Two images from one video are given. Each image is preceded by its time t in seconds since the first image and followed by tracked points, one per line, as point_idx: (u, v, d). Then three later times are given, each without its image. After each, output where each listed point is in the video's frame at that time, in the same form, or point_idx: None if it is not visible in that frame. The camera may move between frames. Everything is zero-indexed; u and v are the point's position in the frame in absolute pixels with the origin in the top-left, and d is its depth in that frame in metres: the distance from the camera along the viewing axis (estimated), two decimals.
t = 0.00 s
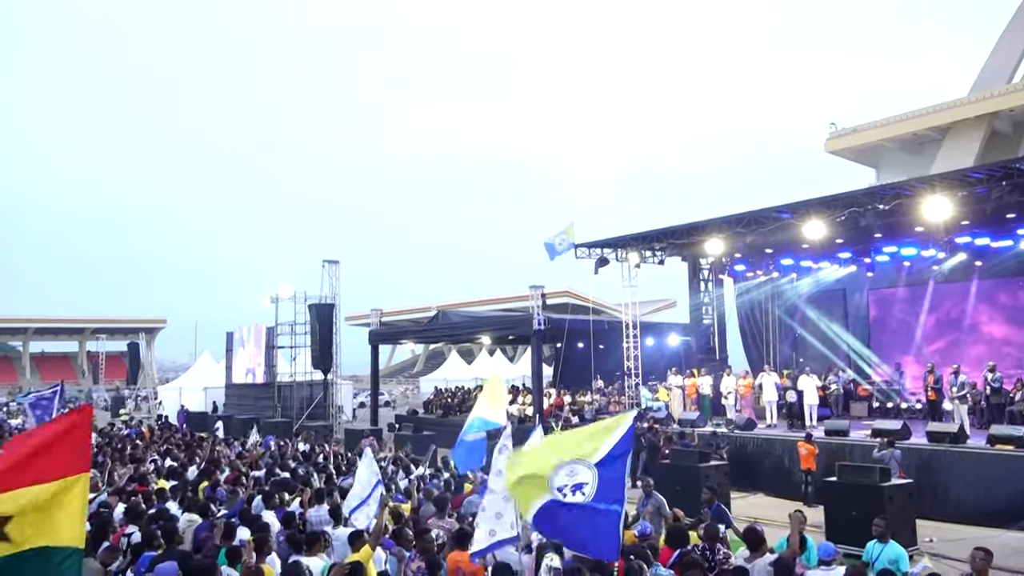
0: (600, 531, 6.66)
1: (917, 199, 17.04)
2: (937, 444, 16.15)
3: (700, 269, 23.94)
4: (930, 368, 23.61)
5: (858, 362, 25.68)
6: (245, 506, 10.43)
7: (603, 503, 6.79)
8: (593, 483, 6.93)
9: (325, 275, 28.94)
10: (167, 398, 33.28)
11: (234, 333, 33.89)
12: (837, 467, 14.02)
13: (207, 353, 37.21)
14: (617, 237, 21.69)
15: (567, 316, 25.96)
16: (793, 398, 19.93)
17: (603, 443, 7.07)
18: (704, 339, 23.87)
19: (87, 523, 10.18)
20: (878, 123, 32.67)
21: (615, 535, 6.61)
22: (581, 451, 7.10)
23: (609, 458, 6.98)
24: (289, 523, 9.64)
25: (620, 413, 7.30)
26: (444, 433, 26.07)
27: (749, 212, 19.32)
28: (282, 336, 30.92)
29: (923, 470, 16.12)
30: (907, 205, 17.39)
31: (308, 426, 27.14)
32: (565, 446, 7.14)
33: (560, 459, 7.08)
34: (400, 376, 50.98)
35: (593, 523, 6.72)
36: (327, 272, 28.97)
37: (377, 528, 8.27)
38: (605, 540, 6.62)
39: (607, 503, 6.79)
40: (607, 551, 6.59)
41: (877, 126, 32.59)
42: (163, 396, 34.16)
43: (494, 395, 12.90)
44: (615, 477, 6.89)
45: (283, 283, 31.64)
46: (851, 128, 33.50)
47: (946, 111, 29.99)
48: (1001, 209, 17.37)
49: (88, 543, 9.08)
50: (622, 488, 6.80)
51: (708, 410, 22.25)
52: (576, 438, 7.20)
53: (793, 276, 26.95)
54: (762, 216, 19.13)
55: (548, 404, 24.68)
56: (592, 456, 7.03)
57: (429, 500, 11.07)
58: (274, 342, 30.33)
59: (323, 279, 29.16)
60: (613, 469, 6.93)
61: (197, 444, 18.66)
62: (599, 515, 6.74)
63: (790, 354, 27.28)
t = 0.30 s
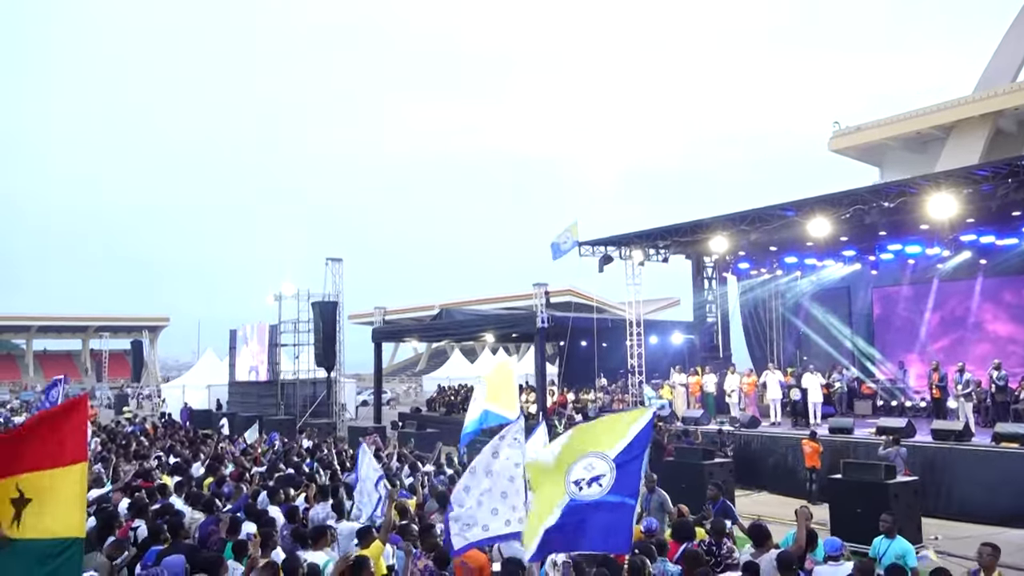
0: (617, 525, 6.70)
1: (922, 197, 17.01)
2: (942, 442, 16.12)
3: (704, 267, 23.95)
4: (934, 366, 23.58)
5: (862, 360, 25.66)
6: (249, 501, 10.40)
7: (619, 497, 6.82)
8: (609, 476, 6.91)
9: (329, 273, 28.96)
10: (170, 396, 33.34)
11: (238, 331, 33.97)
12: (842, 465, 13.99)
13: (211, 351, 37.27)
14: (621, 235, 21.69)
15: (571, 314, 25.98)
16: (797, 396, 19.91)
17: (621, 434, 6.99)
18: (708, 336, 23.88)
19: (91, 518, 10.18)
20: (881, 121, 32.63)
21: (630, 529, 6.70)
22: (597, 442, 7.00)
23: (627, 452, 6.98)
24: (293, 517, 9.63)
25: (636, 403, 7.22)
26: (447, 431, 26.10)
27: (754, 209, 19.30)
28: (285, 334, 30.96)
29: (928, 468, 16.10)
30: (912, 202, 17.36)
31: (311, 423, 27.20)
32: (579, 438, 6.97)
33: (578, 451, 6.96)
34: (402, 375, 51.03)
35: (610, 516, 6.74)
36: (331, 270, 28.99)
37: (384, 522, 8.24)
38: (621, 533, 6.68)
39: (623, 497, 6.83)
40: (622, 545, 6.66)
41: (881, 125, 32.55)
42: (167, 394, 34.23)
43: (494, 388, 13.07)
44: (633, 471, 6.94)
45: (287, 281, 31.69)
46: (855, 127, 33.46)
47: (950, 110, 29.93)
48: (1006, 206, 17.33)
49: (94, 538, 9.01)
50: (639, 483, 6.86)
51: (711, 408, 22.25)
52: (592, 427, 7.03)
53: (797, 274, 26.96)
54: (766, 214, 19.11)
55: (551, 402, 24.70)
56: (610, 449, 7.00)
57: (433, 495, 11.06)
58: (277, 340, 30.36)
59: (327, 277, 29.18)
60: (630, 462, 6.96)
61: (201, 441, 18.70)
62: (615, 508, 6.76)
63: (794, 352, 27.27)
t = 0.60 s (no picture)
0: (626, 521, 6.64)
1: (927, 195, 16.97)
2: (946, 439, 16.12)
3: (707, 265, 23.96)
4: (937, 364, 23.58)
5: (866, 358, 25.65)
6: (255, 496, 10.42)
7: (631, 495, 6.77)
8: (625, 475, 6.92)
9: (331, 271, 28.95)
10: (173, 394, 33.39)
11: (240, 329, 33.99)
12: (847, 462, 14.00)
13: (213, 349, 37.29)
14: (624, 232, 21.68)
15: (573, 313, 25.97)
16: (801, 394, 19.89)
17: (638, 434, 7.02)
18: (710, 335, 23.88)
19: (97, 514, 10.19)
20: (884, 120, 32.58)
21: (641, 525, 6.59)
22: (615, 443, 7.10)
23: (644, 450, 6.93)
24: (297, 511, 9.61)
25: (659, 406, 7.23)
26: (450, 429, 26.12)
27: (757, 207, 19.29)
28: (287, 332, 30.96)
29: (932, 466, 16.09)
30: (916, 200, 17.32)
31: (314, 421, 27.22)
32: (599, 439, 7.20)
33: (595, 451, 7.13)
34: (404, 373, 51.03)
35: (620, 513, 6.70)
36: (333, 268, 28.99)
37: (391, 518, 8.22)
38: (631, 530, 6.61)
39: (636, 494, 6.77)
40: (631, 541, 6.54)
41: (884, 123, 32.50)
42: (169, 392, 34.24)
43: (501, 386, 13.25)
44: (648, 469, 6.85)
45: (289, 279, 31.68)
46: (857, 126, 33.43)
47: (952, 109, 29.88)
48: (1010, 203, 17.29)
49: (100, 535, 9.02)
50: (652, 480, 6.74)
51: (714, 406, 22.25)
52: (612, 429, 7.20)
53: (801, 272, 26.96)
54: (770, 212, 19.09)
55: (554, 400, 24.71)
56: (627, 449, 7.02)
57: (438, 492, 11.05)
58: (279, 338, 30.37)
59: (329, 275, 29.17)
60: (645, 462, 6.91)
61: (204, 438, 18.70)
62: (626, 506, 6.73)
63: (797, 350, 27.29)
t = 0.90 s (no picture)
0: (638, 515, 6.64)
1: (930, 193, 16.94)
2: (950, 437, 16.12)
3: (709, 264, 23.94)
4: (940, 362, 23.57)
5: (868, 356, 25.65)
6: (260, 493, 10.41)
7: (643, 489, 6.78)
8: (635, 470, 6.91)
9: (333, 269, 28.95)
10: (175, 392, 33.43)
11: (242, 327, 34.00)
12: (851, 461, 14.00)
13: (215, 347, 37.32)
14: (627, 230, 21.67)
15: (576, 311, 25.96)
16: (804, 392, 19.87)
17: (648, 429, 7.04)
18: (713, 333, 23.87)
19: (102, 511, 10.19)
20: (887, 118, 32.53)
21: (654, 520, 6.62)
22: (624, 436, 7.07)
23: (655, 445, 6.95)
24: (302, 508, 9.60)
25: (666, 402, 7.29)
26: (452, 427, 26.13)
27: (760, 205, 19.28)
28: (289, 330, 30.97)
29: (936, 464, 16.08)
30: (920, 198, 17.29)
31: (316, 419, 27.22)
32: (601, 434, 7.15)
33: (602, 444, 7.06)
34: (405, 372, 51.03)
35: (633, 506, 6.70)
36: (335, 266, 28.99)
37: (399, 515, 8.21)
38: (643, 524, 6.61)
39: (648, 490, 6.79)
40: (644, 535, 6.58)
41: (886, 122, 32.48)
42: (171, 391, 34.27)
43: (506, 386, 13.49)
44: (659, 465, 6.88)
45: (291, 277, 31.69)
46: (860, 124, 33.38)
47: (955, 107, 29.83)
48: (1014, 201, 17.26)
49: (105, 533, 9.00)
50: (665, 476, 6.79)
51: (717, 405, 22.25)
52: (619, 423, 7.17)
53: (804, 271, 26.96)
54: (773, 210, 19.08)
55: (556, 399, 24.69)
56: (636, 444, 7.02)
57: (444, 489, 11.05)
58: (281, 337, 30.37)
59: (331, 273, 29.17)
60: (655, 456, 6.93)
61: (207, 435, 18.70)
62: (637, 499, 6.72)
63: (800, 348, 27.30)
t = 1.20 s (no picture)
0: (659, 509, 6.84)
1: (934, 191, 16.93)
2: (953, 436, 16.14)
3: (711, 262, 23.93)
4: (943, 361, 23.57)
5: (870, 355, 25.65)
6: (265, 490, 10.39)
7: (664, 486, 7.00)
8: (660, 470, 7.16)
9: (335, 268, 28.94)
10: (177, 390, 33.41)
11: (244, 325, 33.98)
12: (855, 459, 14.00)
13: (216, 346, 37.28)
14: (630, 229, 21.66)
15: (578, 309, 25.94)
16: (806, 391, 19.86)
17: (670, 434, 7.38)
18: (715, 332, 23.86)
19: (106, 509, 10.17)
20: (888, 117, 32.51)
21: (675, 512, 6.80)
22: (648, 443, 7.40)
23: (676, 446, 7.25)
24: (307, 506, 9.59)
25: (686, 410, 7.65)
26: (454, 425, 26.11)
27: (763, 204, 19.27)
28: (291, 329, 30.94)
29: (939, 462, 16.09)
30: (924, 196, 17.28)
31: (317, 418, 27.22)
32: (629, 447, 7.47)
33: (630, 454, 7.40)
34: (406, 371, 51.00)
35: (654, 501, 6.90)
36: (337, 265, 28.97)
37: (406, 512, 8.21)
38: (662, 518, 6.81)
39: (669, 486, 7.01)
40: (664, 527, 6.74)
41: (888, 121, 32.46)
42: (172, 389, 34.25)
43: (505, 385, 13.52)
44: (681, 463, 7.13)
45: (293, 275, 31.66)
46: (862, 123, 33.36)
47: (957, 106, 29.80)
48: (1018, 200, 17.25)
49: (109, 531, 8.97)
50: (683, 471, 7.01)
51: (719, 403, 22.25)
52: (644, 433, 7.52)
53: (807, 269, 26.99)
54: (777, 208, 19.07)
55: (558, 397, 24.68)
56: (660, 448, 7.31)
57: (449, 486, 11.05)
58: (283, 335, 30.35)
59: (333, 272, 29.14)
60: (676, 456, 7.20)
61: (210, 433, 18.70)
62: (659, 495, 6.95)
63: (803, 347, 27.35)
